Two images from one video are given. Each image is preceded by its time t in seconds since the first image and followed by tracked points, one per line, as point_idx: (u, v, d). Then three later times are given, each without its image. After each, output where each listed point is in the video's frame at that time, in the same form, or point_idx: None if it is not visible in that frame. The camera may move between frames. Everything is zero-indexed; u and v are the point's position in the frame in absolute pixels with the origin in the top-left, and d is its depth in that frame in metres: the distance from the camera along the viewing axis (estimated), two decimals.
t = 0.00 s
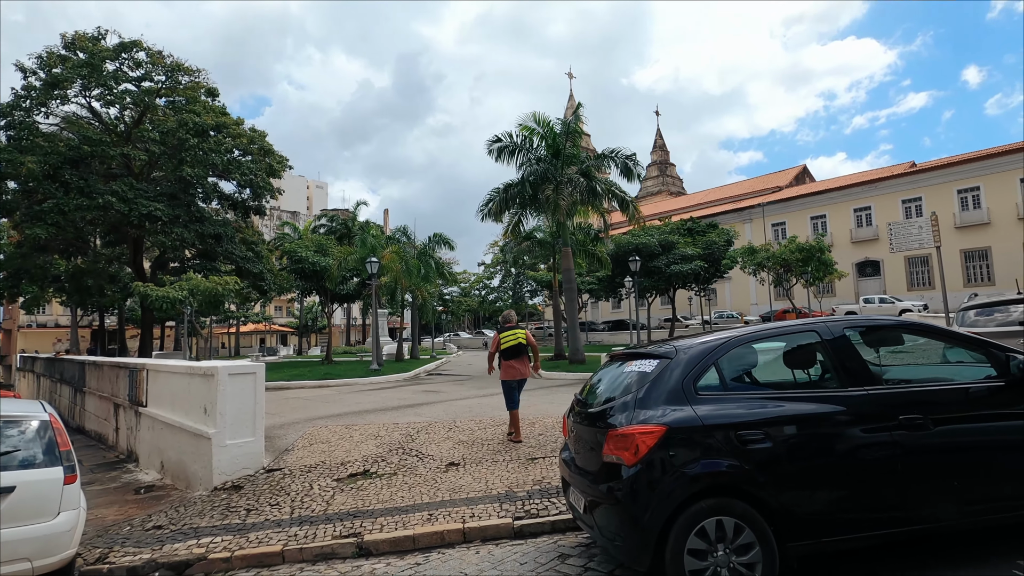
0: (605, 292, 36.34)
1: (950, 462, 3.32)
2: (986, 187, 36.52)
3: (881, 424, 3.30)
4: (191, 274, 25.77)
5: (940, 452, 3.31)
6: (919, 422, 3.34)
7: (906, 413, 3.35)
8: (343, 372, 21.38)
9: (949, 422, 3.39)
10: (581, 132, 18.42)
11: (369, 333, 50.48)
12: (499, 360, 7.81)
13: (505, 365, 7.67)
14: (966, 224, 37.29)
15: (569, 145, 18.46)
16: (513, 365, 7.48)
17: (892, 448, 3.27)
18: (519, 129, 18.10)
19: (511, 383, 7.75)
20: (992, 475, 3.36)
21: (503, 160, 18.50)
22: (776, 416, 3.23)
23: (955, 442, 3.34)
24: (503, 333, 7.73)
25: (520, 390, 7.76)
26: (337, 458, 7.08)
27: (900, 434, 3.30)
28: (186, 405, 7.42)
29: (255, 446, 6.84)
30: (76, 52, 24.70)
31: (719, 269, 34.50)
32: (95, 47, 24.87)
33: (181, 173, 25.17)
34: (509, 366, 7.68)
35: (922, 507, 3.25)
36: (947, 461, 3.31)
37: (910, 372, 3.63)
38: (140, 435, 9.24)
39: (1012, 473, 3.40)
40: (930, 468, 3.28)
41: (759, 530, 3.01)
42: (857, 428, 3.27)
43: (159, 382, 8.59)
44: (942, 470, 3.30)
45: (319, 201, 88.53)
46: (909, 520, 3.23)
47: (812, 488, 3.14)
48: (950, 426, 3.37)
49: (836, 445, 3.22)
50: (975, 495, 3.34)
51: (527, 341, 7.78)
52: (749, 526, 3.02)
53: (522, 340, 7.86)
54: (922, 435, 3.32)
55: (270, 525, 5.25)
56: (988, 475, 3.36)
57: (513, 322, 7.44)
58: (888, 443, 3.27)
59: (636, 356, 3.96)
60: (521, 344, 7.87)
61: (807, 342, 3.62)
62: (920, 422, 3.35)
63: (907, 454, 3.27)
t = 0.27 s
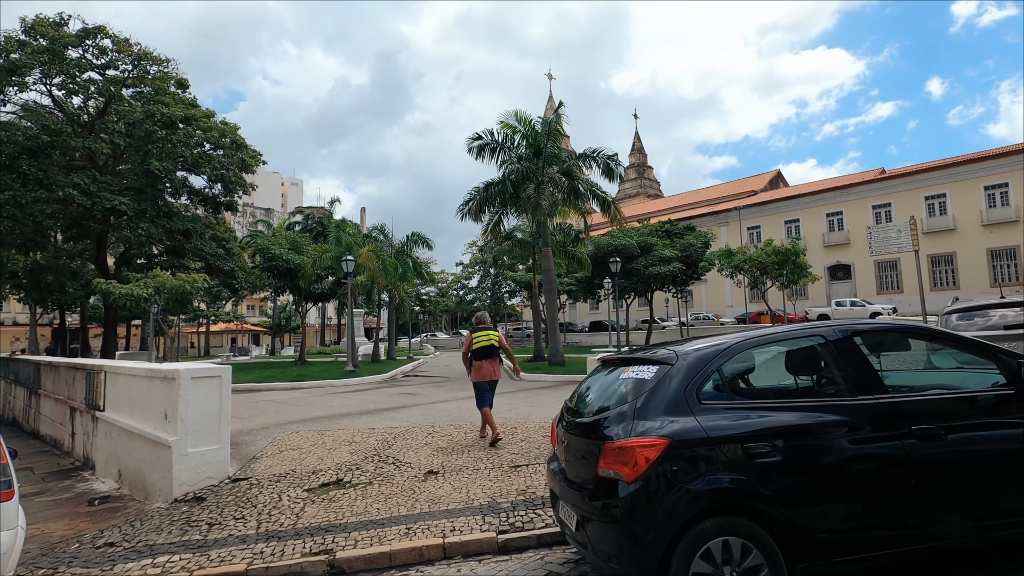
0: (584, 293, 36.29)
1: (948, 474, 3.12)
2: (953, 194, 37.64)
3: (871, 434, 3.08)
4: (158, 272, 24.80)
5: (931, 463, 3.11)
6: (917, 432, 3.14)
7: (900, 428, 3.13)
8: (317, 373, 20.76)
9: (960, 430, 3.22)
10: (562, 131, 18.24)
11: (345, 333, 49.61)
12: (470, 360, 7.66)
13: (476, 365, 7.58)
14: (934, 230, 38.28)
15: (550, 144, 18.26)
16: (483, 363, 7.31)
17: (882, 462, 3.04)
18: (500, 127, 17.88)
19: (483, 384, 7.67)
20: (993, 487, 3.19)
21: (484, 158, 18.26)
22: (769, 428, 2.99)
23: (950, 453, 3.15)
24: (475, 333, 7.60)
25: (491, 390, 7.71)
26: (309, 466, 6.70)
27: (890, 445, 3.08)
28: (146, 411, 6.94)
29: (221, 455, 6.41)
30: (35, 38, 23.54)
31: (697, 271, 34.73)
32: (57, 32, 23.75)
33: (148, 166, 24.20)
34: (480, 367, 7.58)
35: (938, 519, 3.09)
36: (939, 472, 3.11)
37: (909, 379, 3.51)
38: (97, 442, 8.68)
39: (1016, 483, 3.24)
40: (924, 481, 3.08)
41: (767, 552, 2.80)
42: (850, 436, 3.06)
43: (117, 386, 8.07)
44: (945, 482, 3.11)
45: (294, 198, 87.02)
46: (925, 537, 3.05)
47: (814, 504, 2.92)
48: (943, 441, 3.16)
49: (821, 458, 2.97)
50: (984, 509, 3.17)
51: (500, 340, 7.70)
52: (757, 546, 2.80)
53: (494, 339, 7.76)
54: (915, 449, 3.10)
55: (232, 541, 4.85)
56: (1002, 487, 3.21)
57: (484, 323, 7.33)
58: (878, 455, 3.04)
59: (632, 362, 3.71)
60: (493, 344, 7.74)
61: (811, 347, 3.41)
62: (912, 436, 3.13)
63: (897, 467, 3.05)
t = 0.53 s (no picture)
0: (565, 294, 36.18)
1: (946, 480, 2.93)
2: (924, 200, 38.64)
3: (857, 439, 2.85)
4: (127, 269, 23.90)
5: (925, 468, 2.90)
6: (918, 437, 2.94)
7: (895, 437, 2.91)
8: (293, 375, 20.18)
9: (980, 432, 3.07)
10: (546, 129, 18.05)
11: (322, 334, 48.70)
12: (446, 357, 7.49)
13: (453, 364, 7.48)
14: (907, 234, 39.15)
15: (535, 142, 18.05)
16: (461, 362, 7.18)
17: (892, 466, 2.85)
18: (484, 124, 17.63)
19: (458, 382, 7.54)
20: (990, 492, 3.00)
21: (466, 156, 17.98)
22: (776, 430, 2.80)
23: (943, 458, 2.94)
24: (452, 330, 7.45)
25: (466, 389, 7.59)
26: (285, 472, 6.35)
27: (882, 451, 2.86)
28: (109, 414, 6.51)
29: (190, 461, 6.02)
30: None
31: (677, 273, 34.88)
32: (19, 18, 22.71)
33: (116, 159, 23.31)
34: (456, 365, 7.45)
35: (962, 525, 2.94)
36: (930, 477, 2.90)
37: (919, 379, 3.43)
38: (55, 448, 8.16)
39: None
40: (918, 490, 2.87)
41: (787, 565, 2.61)
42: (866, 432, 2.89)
43: (78, 388, 7.58)
44: (949, 488, 2.92)
45: (271, 197, 85.35)
46: (948, 545, 2.90)
47: (828, 511, 2.73)
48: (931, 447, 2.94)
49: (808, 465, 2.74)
50: (1004, 516, 3.03)
51: (477, 338, 7.59)
52: (777, 558, 2.61)
53: (472, 337, 7.62)
54: (902, 454, 2.88)
55: (201, 554, 4.50)
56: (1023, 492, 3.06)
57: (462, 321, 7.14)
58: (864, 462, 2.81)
59: (636, 361, 3.47)
60: (471, 342, 7.60)
61: (822, 344, 3.26)
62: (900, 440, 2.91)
63: (890, 474, 2.83)
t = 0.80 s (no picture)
0: (549, 294, 36.02)
1: (952, 490, 2.70)
2: (899, 203, 39.36)
3: (874, 451, 2.64)
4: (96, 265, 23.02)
5: (922, 482, 2.67)
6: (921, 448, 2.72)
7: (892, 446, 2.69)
8: (271, 375, 19.61)
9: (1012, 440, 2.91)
10: (533, 127, 17.80)
11: (301, 333, 47.81)
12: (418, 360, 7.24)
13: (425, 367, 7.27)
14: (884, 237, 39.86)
15: (521, 140, 17.80)
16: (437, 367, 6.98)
17: (922, 478, 2.66)
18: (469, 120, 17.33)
19: (432, 384, 7.31)
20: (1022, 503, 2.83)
21: (451, 153, 17.66)
22: (789, 442, 2.57)
23: (947, 470, 2.71)
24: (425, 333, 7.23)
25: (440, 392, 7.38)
26: (262, 480, 6.00)
27: (878, 464, 2.63)
28: (71, 419, 6.08)
29: (160, 470, 5.64)
30: None
31: (661, 273, 34.97)
32: None
33: (86, 151, 22.41)
34: (431, 368, 7.23)
35: (990, 540, 2.75)
36: (930, 493, 2.67)
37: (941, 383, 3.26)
38: (14, 453, 7.64)
39: None
40: (916, 505, 2.64)
41: None
42: (903, 441, 2.72)
43: (38, 391, 7.10)
44: (957, 498, 2.71)
45: (249, 192, 83.69)
46: (982, 560, 2.72)
47: (852, 528, 2.52)
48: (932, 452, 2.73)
49: (805, 478, 2.51)
50: None
51: (451, 341, 7.39)
52: None
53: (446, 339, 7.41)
54: (899, 466, 2.65)
55: (169, 573, 4.14)
56: None
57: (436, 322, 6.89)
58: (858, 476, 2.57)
59: (647, 364, 3.22)
60: (445, 344, 7.39)
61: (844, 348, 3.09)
62: (898, 454, 2.68)
63: (889, 488, 2.61)
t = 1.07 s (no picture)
0: (533, 294, 35.82)
1: (972, 494, 2.48)
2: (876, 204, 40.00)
3: (913, 455, 2.44)
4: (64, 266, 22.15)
5: (935, 492, 2.43)
6: (932, 455, 2.47)
7: (907, 451, 2.45)
8: (249, 379, 19.02)
9: None
10: (518, 124, 17.54)
11: (280, 335, 46.88)
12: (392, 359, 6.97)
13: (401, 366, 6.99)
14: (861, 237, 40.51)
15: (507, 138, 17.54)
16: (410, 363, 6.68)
17: (962, 482, 2.47)
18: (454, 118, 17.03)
19: (407, 385, 7.02)
20: None
21: (435, 150, 17.34)
22: (816, 446, 2.34)
23: (962, 473, 2.48)
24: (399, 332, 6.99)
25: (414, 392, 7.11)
26: (238, 490, 5.63)
27: (905, 469, 2.39)
28: (29, 427, 5.65)
29: (126, 481, 5.24)
30: None
31: (644, 273, 35.00)
32: None
33: (53, 147, 21.54)
34: (404, 367, 6.95)
35: None
36: (943, 501, 2.43)
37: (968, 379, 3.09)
38: None
39: None
40: (941, 512, 2.42)
41: None
42: (950, 443, 2.53)
43: None
44: (979, 503, 2.49)
45: (226, 192, 82.02)
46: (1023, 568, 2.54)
47: (881, 543, 2.29)
48: (941, 456, 2.48)
49: (817, 489, 2.26)
50: None
51: (427, 339, 7.14)
52: None
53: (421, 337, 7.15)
54: (921, 472, 2.42)
55: None
56: None
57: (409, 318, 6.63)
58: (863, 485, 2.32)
59: (661, 363, 2.98)
60: (420, 342, 7.12)
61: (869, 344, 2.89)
62: (908, 460, 2.43)
63: (928, 494, 2.41)
